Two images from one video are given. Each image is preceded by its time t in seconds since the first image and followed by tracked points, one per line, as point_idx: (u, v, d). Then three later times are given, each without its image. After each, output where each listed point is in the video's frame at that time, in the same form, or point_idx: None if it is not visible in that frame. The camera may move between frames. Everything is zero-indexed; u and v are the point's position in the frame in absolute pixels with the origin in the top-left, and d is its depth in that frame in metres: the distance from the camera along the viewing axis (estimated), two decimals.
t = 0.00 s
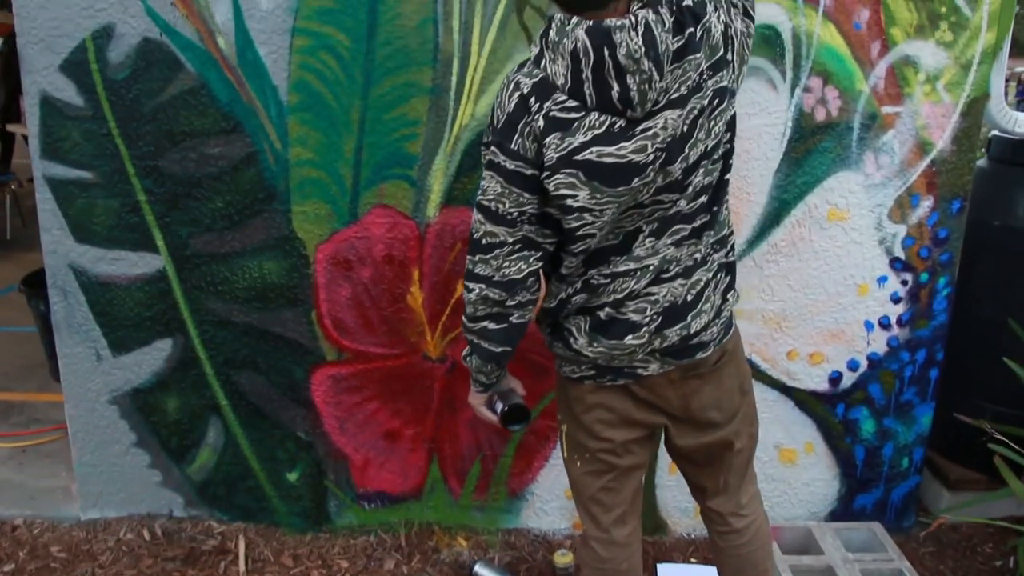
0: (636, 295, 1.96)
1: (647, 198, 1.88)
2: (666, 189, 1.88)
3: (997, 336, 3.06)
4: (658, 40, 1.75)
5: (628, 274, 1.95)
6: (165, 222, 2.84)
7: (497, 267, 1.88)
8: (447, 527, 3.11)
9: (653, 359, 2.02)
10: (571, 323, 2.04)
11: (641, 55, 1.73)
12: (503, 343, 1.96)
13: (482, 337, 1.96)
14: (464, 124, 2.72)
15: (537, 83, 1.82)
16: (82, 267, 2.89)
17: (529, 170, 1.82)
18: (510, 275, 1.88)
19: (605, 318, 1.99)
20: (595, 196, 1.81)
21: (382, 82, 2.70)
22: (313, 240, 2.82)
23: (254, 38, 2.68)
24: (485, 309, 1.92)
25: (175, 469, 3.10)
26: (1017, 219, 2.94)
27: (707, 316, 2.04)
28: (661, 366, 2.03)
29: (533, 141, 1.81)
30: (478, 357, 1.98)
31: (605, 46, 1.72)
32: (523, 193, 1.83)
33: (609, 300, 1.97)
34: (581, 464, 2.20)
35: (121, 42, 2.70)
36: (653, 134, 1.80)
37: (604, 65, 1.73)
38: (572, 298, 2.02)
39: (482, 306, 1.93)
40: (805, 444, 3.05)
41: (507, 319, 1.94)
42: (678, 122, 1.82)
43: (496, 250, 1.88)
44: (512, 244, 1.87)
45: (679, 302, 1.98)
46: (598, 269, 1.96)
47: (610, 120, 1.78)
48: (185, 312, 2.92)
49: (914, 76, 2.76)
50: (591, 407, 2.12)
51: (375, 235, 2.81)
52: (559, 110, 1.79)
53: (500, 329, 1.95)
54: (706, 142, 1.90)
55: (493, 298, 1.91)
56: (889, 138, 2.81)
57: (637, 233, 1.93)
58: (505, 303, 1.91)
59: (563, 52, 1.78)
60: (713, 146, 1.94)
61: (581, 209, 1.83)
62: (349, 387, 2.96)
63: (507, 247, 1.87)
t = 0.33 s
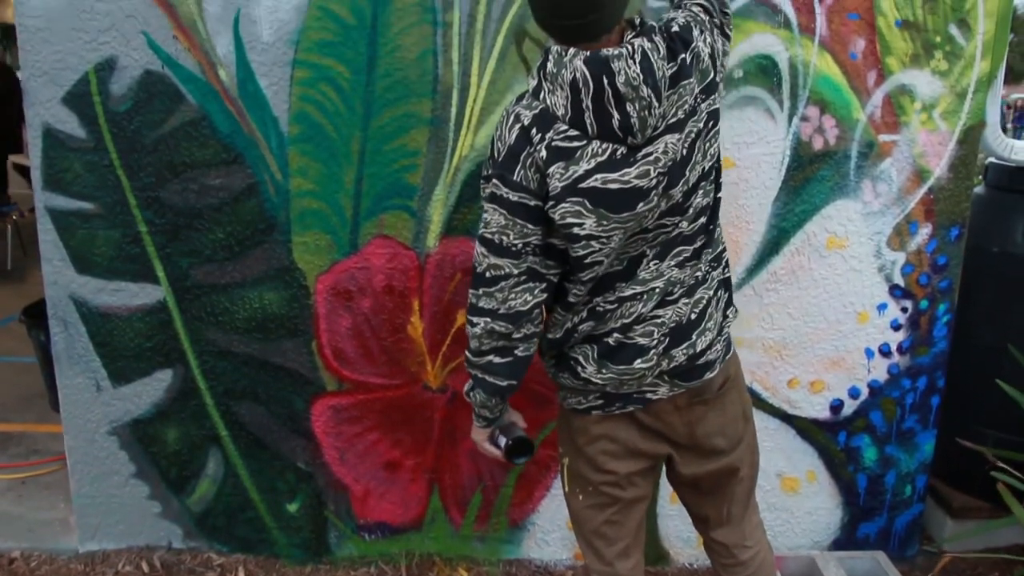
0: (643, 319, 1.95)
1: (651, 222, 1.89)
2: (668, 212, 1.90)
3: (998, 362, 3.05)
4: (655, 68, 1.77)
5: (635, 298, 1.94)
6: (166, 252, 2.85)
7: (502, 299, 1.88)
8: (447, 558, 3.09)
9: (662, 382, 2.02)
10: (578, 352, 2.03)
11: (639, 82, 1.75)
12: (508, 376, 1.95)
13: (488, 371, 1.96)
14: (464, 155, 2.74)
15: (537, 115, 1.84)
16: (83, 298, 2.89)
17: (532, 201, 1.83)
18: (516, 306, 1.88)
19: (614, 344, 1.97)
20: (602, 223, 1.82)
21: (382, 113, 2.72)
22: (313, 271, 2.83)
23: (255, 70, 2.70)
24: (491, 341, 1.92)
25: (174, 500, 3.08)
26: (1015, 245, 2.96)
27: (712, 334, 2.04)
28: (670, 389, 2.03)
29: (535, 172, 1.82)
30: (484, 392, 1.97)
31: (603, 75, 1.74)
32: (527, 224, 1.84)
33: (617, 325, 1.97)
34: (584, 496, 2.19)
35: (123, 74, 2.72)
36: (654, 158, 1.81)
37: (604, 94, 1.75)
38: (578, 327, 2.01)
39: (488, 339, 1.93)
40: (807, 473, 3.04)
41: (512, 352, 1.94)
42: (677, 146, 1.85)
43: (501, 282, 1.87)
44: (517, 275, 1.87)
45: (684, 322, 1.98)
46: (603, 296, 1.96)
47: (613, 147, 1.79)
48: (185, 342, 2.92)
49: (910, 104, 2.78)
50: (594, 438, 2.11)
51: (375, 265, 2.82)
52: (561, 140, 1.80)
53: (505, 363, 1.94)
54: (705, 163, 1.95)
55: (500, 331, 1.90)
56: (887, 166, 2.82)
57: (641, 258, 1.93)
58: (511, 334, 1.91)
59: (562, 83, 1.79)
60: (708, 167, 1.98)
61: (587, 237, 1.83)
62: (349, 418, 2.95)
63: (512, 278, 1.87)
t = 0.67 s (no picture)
0: (642, 348, 1.95)
1: (649, 251, 1.88)
2: (667, 242, 1.90)
3: (1000, 387, 3.03)
4: (651, 98, 1.78)
5: (634, 327, 1.94)
6: (166, 281, 2.85)
7: (506, 331, 1.87)
8: None
9: (662, 412, 2.02)
10: (578, 380, 2.03)
11: (636, 112, 1.76)
12: (516, 408, 1.94)
13: (495, 404, 1.94)
14: (464, 183, 2.76)
15: (536, 146, 1.85)
16: (83, 326, 2.89)
17: (533, 233, 1.83)
18: (520, 338, 1.87)
19: (613, 373, 1.97)
20: (601, 254, 1.82)
21: (382, 142, 2.73)
22: (313, 299, 2.83)
23: (256, 100, 2.72)
24: (496, 373, 1.91)
25: (173, 529, 3.06)
26: (1013, 269, 2.96)
27: (712, 363, 2.04)
28: (670, 418, 2.03)
29: (535, 203, 1.83)
30: (491, 424, 1.96)
31: (600, 107, 1.76)
32: (529, 255, 1.84)
33: (617, 354, 1.96)
34: (584, 524, 2.16)
35: (125, 104, 2.74)
36: (652, 189, 1.82)
37: (601, 125, 1.77)
38: (578, 356, 2.01)
39: (493, 371, 1.92)
40: (809, 499, 3.03)
41: (518, 384, 1.92)
42: (675, 175, 1.85)
43: (505, 313, 1.87)
44: (520, 306, 1.86)
45: (683, 352, 1.98)
46: (603, 324, 1.96)
47: (611, 178, 1.81)
48: (185, 371, 2.91)
49: (908, 130, 2.81)
50: (594, 465, 2.10)
51: (375, 293, 2.82)
52: (559, 172, 1.81)
53: (512, 395, 1.93)
54: (704, 193, 1.93)
55: (505, 363, 1.89)
56: (886, 192, 2.84)
57: (640, 287, 1.93)
58: (516, 366, 1.89)
59: (559, 115, 1.81)
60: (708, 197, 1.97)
61: (586, 267, 1.82)
62: (350, 446, 2.94)
63: (515, 310, 1.86)
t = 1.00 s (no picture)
0: (641, 387, 1.95)
1: (646, 285, 1.89)
2: (665, 277, 1.90)
3: (1001, 411, 3.03)
4: (652, 128, 1.79)
5: (633, 365, 1.94)
6: (167, 309, 2.86)
7: (499, 360, 1.87)
8: None
9: (660, 451, 2.01)
10: (576, 418, 2.02)
11: (636, 141, 1.76)
12: (506, 438, 1.93)
13: (485, 432, 1.93)
14: (464, 211, 2.77)
15: (535, 176, 1.85)
16: (83, 354, 2.89)
17: (529, 264, 1.84)
18: (512, 368, 1.87)
19: (610, 412, 1.97)
20: (598, 286, 1.82)
21: (382, 170, 2.75)
22: (314, 326, 2.84)
23: (256, 128, 2.74)
24: (488, 403, 1.91)
25: (172, 558, 3.04)
26: (1013, 293, 2.97)
27: (715, 408, 2.03)
28: (668, 458, 2.02)
29: (531, 235, 1.83)
30: (482, 452, 1.95)
31: (600, 135, 1.76)
32: (524, 286, 1.84)
33: (615, 392, 1.96)
34: (584, 552, 2.15)
35: (127, 133, 2.76)
36: (651, 222, 1.83)
37: (601, 154, 1.76)
38: (576, 392, 2.01)
39: (485, 401, 1.91)
40: (812, 525, 3.01)
41: (509, 414, 1.92)
42: (675, 210, 1.86)
43: (498, 343, 1.87)
44: (514, 338, 1.86)
45: (686, 395, 1.97)
46: (601, 359, 1.96)
47: (609, 209, 1.81)
48: (185, 398, 2.91)
49: (905, 155, 2.82)
50: (593, 495, 2.09)
51: (375, 320, 2.83)
52: (557, 203, 1.81)
53: (502, 424, 1.92)
54: (707, 233, 1.95)
55: (496, 392, 1.89)
56: (884, 217, 2.85)
57: (643, 324, 1.93)
58: (509, 397, 1.89)
59: (559, 143, 1.80)
60: (712, 236, 1.97)
61: (582, 300, 1.82)
62: (350, 474, 2.93)
63: (508, 340, 1.86)
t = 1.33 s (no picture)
0: (658, 426, 1.88)
1: (664, 317, 1.85)
2: (685, 310, 1.87)
3: (1003, 433, 3.02)
4: (687, 157, 1.79)
5: (653, 404, 1.87)
6: (167, 336, 2.86)
7: (522, 389, 1.78)
8: None
9: (674, 492, 1.93)
10: (589, 457, 1.92)
11: (671, 170, 1.75)
12: (528, 468, 1.84)
13: (506, 463, 1.84)
14: (464, 237, 2.79)
15: (564, 199, 1.77)
16: (84, 381, 2.89)
17: (557, 289, 1.76)
18: (536, 398, 1.78)
19: (628, 452, 1.88)
20: (621, 315, 1.76)
21: (382, 198, 2.77)
22: (314, 353, 2.84)
23: (257, 156, 2.75)
24: (508, 433, 1.81)
25: None
26: (1013, 315, 2.98)
27: (729, 452, 1.99)
28: (680, 499, 1.95)
29: (559, 259, 1.75)
30: (502, 483, 1.86)
31: (636, 161, 1.72)
32: (550, 312, 1.76)
33: (632, 431, 1.88)
34: None
35: (129, 161, 2.77)
36: (677, 253, 1.80)
37: (635, 181, 1.72)
38: (590, 428, 1.90)
39: (506, 430, 1.82)
40: (815, 551, 3.00)
41: (531, 443, 1.82)
42: (700, 245, 1.84)
43: (521, 371, 1.77)
44: (538, 365, 1.77)
45: (704, 437, 1.92)
46: (616, 394, 1.88)
47: (638, 237, 1.77)
48: (185, 426, 2.90)
49: (903, 179, 2.83)
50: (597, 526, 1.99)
51: (376, 347, 2.83)
52: (587, 229, 1.75)
53: (523, 455, 1.83)
54: (727, 272, 1.93)
55: (519, 422, 1.80)
56: (883, 241, 2.86)
57: (667, 362, 1.88)
58: (531, 427, 1.81)
59: (592, 167, 1.75)
60: (733, 276, 1.97)
61: (605, 329, 1.76)
62: (350, 501, 2.92)
63: (533, 368, 1.77)
